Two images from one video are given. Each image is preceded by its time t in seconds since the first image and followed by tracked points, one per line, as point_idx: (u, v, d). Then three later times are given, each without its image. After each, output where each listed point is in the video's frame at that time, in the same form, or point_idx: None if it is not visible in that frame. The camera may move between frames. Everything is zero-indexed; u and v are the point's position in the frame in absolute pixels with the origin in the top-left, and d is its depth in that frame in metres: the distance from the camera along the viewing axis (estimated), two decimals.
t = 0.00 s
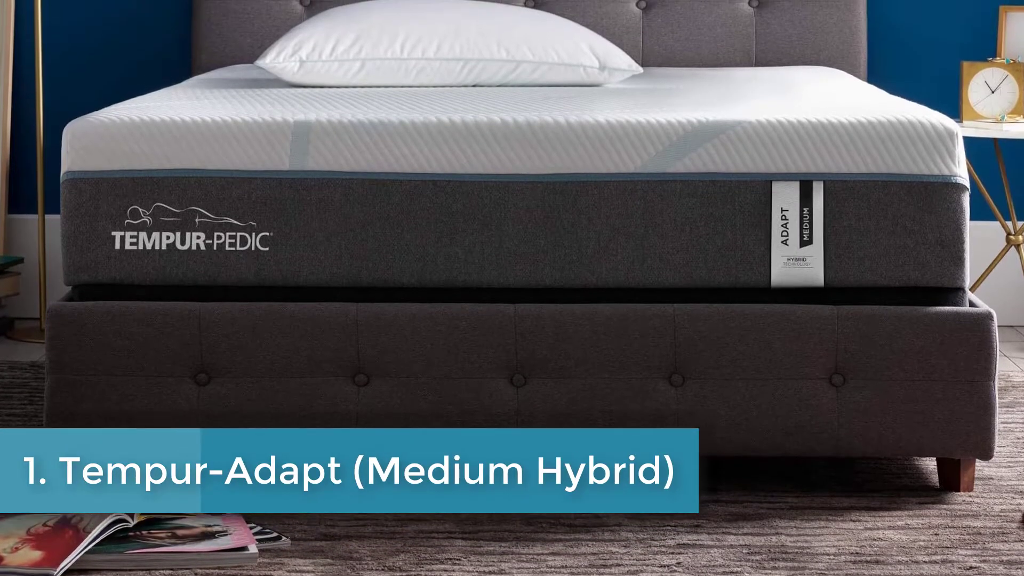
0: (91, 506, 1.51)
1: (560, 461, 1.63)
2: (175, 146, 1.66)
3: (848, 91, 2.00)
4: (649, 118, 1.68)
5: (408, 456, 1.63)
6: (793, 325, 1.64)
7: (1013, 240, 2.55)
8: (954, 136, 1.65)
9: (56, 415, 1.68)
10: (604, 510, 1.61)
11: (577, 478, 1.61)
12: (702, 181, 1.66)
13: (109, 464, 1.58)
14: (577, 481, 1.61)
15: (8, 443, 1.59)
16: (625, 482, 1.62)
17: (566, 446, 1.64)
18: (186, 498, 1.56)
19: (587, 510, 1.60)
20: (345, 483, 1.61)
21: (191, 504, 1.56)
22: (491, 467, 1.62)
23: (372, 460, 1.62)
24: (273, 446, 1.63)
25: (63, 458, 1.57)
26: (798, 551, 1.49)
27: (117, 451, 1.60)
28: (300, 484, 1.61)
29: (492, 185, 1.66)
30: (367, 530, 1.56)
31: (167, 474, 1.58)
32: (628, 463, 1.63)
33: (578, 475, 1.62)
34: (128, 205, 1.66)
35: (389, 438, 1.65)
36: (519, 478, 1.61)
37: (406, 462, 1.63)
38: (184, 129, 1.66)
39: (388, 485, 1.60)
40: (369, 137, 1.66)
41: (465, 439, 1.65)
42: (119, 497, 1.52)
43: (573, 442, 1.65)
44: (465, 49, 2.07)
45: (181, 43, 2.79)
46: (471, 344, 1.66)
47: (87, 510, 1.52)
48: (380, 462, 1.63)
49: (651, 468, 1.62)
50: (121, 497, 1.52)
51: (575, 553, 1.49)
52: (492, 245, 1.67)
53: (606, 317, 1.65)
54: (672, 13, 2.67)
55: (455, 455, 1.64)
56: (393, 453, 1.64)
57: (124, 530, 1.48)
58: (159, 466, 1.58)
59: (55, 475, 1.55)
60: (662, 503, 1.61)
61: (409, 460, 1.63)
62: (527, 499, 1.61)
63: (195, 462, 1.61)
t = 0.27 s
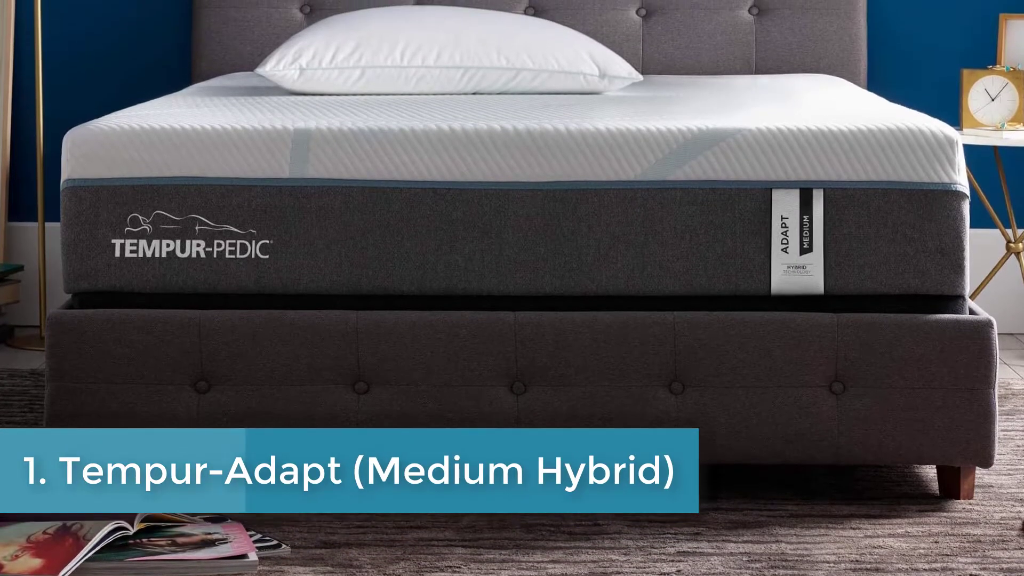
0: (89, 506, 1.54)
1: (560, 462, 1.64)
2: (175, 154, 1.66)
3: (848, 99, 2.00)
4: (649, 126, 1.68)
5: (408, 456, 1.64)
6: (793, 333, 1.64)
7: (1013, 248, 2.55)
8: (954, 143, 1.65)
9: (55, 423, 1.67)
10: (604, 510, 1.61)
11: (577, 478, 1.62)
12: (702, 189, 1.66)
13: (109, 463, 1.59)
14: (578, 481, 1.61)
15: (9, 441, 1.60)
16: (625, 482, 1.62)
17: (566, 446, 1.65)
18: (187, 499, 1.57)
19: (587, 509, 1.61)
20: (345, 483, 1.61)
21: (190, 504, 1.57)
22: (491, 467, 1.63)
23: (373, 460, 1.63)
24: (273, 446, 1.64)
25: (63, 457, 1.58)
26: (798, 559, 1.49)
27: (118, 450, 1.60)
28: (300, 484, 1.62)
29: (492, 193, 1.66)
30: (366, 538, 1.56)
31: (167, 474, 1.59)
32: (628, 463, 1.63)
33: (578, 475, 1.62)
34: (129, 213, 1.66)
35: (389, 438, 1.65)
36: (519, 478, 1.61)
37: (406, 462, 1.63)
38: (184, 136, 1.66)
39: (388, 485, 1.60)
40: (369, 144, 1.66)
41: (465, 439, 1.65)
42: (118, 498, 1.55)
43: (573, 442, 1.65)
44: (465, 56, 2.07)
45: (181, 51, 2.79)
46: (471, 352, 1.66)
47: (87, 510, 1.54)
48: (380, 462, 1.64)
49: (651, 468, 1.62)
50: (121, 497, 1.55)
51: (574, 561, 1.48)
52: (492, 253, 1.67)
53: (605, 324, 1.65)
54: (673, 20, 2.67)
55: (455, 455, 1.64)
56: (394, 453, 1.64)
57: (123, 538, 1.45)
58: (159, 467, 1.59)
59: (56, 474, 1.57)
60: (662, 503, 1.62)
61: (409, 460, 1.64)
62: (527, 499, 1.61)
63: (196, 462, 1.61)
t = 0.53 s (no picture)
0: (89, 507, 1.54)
1: (561, 462, 1.64)
2: (174, 162, 1.66)
3: (848, 107, 2.00)
4: (649, 134, 1.68)
5: (408, 456, 1.64)
6: (793, 342, 1.64)
7: (1013, 256, 2.55)
8: (954, 152, 1.65)
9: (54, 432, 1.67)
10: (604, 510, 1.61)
11: (577, 478, 1.62)
12: (703, 198, 1.66)
13: (109, 463, 1.59)
14: (578, 481, 1.62)
15: (8, 440, 1.61)
16: (625, 482, 1.62)
17: (567, 446, 1.65)
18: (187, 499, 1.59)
19: (586, 509, 1.61)
20: (345, 483, 1.62)
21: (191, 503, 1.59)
22: (491, 467, 1.63)
23: (372, 460, 1.64)
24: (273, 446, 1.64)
25: (63, 457, 1.58)
26: (799, 568, 1.48)
27: (117, 450, 1.61)
28: (300, 484, 1.62)
29: (492, 201, 1.66)
30: (365, 547, 1.56)
31: (166, 474, 1.60)
32: (628, 463, 1.63)
33: (578, 475, 1.62)
34: (129, 222, 1.66)
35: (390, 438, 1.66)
36: (519, 478, 1.62)
37: (406, 462, 1.64)
38: (184, 145, 1.66)
39: (388, 485, 1.62)
40: (369, 153, 1.66)
41: (465, 439, 1.65)
42: (118, 498, 1.55)
43: (574, 441, 1.65)
44: (465, 65, 2.07)
45: (180, 59, 2.80)
46: (471, 360, 1.65)
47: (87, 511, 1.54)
48: (380, 462, 1.65)
49: (651, 468, 1.63)
50: (122, 497, 1.56)
51: (574, 570, 1.48)
52: (492, 261, 1.67)
53: (606, 333, 1.65)
54: (673, 28, 2.67)
55: (455, 455, 1.64)
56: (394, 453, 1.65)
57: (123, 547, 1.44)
58: (159, 467, 1.60)
59: (55, 474, 1.57)
60: (662, 502, 1.63)
61: (409, 460, 1.64)
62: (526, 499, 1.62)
63: (196, 461, 1.62)
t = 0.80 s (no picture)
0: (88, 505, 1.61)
1: (561, 462, 1.65)
2: (174, 172, 1.66)
3: (848, 117, 2.00)
4: (649, 143, 1.68)
5: (408, 455, 1.65)
6: (793, 351, 1.64)
7: (1013, 265, 2.55)
8: (954, 161, 1.65)
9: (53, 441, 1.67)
10: (603, 510, 1.64)
11: (577, 479, 1.63)
12: (703, 207, 1.66)
13: (109, 463, 1.63)
14: (578, 481, 1.63)
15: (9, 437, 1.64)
16: (625, 481, 1.64)
17: (567, 446, 1.65)
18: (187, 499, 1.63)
19: (586, 508, 1.64)
20: (345, 483, 1.64)
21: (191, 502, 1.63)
22: (491, 467, 1.64)
23: (372, 460, 1.65)
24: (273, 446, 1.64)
25: (63, 457, 1.63)
26: None
27: (117, 450, 1.63)
28: (300, 484, 1.63)
29: (492, 211, 1.66)
30: (365, 556, 1.55)
31: (167, 474, 1.63)
32: (628, 463, 1.64)
33: (578, 475, 1.63)
34: (128, 231, 1.66)
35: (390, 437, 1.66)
36: (519, 478, 1.64)
37: (406, 462, 1.65)
38: (184, 154, 1.66)
39: (389, 485, 1.64)
40: (370, 162, 1.66)
41: (464, 438, 1.65)
42: (118, 498, 1.61)
43: (574, 441, 1.65)
44: (465, 74, 2.07)
45: (180, 69, 2.80)
46: (471, 370, 1.65)
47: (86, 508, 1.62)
48: (380, 461, 1.66)
49: (652, 468, 1.64)
50: (121, 497, 1.62)
51: None
52: (492, 271, 1.67)
53: (606, 342, 1.65)
54: (673, 37, 2.68)
55: (455, 455, 1.65)
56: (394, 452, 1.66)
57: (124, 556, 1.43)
58: (159, 467, 1.63)
59: (55, 472, 1.62)
60: (662, 502, 1.66)
61: (409, 460, 1.65)
62: (524, 499, 1.64)
63: (196, 461, 1.64)
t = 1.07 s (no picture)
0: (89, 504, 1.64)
1: (561, 462, 1.65)
2: (174, 182, 1.66)
3: (849, 127, 2.00)
4: (649, 154, 1.68)
5: (408, 455, 1.65)
6: (794, 361, 1.63)
7: (1013, 276, 2.55)
8: (954, 172, 1.65)
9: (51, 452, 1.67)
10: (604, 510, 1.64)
11: (577, 478, 1.64)
12: (703, 218, 1.66)
13: (109, 463, 1.65)
14: (578, 481, 1.63)
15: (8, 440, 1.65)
16: (625, 482, 1.63)
17: (568, 446, 1.65)
18: (187, 499, 1.63)
19: (586, 508, 1.64)
20: (345, 483, 1.63)
21: (192, 501, 1.64)
22: (491, 467, 1.64)
23: (372, 460, 1.64)
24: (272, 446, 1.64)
25: (63, 457, 1.64)
26: None
27: (116, 450, 1.65)
28: (300, 484, 1.62)
29: (492, 221, 1.66)
30: (364, 567, 1.55)
31: (167, 474, 1.63)
32: (628, 463, 1.64)
33: (578, 475, 1.64)
34: (128, 241, 1.66)
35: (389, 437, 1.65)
36: (519, 478, 1.64)
37: (406, 462, 1.65)
38: (183, 165, 1.66)
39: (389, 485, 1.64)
40: (370, 173, 1.66)
41: (463, 438, 1.65)
42: (118, 498, 1.63)
43: (574, 441, 1.65)
44: (465, 85, 2.08)
45: (181, 79, 2.81)
46: (471, 380, 1.65)
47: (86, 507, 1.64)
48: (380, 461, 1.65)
49: (652, 468, 1.64)
50: (121, 497, 1.63)
51: None
52: (491, 281, 1.67)
53: (606, 353, 1.65)
54: (673, 48, 2.68)
55: (455, 455, 1.65)
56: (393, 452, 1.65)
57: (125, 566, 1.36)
58: (159, 467, 1.64)
59: (55, 472, 1.64)
60: (662, 502, 1.65)
61: (409, 460, 1.65)
62: (524, 500, 1.65)
63: (196, 461, 1.64)
